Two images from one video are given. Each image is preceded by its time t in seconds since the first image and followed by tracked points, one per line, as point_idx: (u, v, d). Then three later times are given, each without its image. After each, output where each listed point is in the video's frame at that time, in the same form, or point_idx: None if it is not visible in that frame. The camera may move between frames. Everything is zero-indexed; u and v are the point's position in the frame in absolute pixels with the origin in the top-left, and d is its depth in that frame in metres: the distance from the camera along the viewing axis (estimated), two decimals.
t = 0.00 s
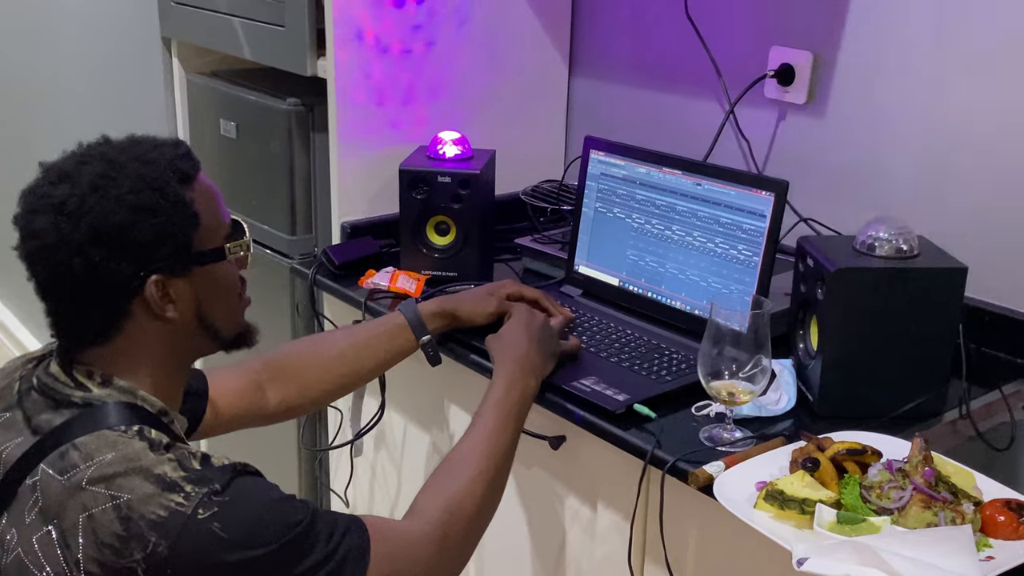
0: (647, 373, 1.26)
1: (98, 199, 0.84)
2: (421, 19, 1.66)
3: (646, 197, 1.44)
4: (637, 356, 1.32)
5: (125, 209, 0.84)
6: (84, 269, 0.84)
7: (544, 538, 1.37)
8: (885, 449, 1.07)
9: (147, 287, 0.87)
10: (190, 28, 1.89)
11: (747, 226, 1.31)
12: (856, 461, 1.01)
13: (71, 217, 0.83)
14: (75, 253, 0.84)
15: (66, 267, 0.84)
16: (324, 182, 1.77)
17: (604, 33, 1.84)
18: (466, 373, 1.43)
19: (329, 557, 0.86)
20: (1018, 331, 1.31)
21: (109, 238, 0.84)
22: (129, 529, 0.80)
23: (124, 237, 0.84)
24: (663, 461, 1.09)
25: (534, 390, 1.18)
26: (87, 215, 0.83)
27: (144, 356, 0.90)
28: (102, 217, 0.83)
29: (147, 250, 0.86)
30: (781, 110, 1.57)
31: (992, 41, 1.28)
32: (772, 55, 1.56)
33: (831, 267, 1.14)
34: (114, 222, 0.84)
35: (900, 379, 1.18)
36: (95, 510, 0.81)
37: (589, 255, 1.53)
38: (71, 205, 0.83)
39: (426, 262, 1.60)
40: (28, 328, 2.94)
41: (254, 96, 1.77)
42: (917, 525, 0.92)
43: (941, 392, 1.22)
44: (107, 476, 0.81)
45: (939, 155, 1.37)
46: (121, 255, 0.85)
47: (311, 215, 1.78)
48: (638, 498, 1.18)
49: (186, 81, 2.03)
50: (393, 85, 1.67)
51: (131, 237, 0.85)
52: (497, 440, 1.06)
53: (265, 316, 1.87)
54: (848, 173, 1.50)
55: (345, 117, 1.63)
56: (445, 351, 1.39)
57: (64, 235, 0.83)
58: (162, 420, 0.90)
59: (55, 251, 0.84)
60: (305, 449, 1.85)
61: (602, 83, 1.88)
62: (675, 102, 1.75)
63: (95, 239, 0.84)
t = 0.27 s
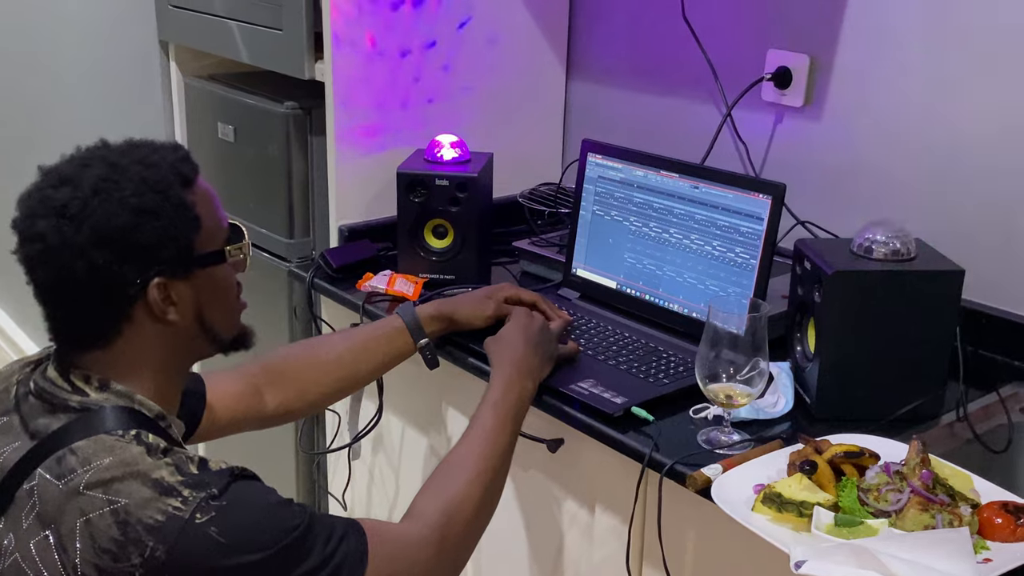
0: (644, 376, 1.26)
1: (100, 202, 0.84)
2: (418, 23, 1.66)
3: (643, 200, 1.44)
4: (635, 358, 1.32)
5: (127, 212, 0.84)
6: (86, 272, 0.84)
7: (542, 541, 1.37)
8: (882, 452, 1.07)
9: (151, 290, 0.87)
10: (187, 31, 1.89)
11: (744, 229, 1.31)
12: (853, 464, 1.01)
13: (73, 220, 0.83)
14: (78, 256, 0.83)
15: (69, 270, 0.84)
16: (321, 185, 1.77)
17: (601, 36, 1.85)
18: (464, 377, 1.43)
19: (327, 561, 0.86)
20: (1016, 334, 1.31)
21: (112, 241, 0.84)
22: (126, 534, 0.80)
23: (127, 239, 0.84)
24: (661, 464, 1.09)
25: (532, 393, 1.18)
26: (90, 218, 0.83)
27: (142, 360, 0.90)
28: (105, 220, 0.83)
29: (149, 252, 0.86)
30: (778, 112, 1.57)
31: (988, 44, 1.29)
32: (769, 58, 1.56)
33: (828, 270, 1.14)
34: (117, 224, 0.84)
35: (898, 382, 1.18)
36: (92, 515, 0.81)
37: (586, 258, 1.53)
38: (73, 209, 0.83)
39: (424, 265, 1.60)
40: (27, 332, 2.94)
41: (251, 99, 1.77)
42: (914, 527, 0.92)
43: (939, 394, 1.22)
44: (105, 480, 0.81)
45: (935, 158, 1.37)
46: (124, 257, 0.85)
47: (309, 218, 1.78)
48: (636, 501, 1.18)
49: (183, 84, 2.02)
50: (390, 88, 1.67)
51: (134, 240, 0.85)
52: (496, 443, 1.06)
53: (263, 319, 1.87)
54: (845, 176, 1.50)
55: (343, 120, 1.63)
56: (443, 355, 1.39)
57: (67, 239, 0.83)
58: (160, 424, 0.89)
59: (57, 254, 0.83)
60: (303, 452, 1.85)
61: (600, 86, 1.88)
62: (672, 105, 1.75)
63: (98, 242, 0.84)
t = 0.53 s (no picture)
0: (643, 379, 1.26)
1: (105, 204, 0.84)
2: (415, 25, 1.66)
3: (641, 202, 1.44)
4: (633, 361, 1.32)
5: (132, 215, 0.84)
6: (90, 274, 0.84)
7: (540, 544, 1.37)
8: (880, 454, 1.07)
9: (152, 293, 0.87)
10: (185, 34, 1.89)
11: (742, 232, 1.31)
12: (852, 466, 1.02)
13: (78, 221, 0.83)
14: (82, 258, 0.83)
15: (73, 272, 0.83)
16: (319, 187, 1.77)
17: (599, 39, 1.85)
18: (462, 379, 1.43)
19: (325, 564, 0.85)
20: (1013, 336, 1.31)
21: (116, 244, 0.84)
22: (124, 538, 0.80)
23: (131, 242, 0.84)
24: (659, 466, 1.09)
25: (531, 396, 1.18)
26: (95, 220, 0.83)
27: (140, 363, 0.90)
28: (109, 221, 0.83)
29: (154, 254, 0.86)
30: (775, 115, 1.57)
31: (985, 46, 1.29)
32: (766, 61, 1.56)
33: (826, 272, 1.14)
34: (122, 227, 0.84)
35: (896, 384, 1.18)
36: (90, 518, 0.80)
37: (584, 261, 1.53)
38: (78, 210, 0.83)
39: (422, 267, 1.60)
40: (24, 335, 2.93)
41: (249, 102, 1.77)
42: (913, 530, 0.92)
43: (937, 396, 1.22)
44: (103, 484, 0.81)
45: (932, 160, 1.38)
46: (130, 260, 0.85)
47: (306, 220, 1.78)
48: (635, 504, 1.18)
49: (180, 84, 2.03)
50: (387, 91, 1.66)
51: (139, 242, 0.85)
52: (494, 446, 1.05)
53: (261, 322, 1.87)
54: (842, 178, 1.50)
55: (340, 123, 1.63)
56: (441, 357, 1.39)
57: (71, 241, 0.83)
58: (158, 427, 0.89)
59: (60, 255, 0.83)
60: (301, 455, 1.85)
61: (597, 88, 1.88)
62: (669, 108, 1.75)
63: (103, 244, 0.83)
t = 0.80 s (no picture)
0: (641, 381, 1.26)
1: (107, 206, 0.83)
2: (414, 28, 1.66)
3: (639, 205, 1.44)
4: (631, 363, 1.32)
5: (134, 218, 0.84)
6: (90, 276, 0.83)
7: (538, 547, 1.37)
8: (879, 457, 1.07)
9: (152, 296, 0.87)
10: (183, 37, 1.89)
11: (740, 234, 1.31)
12: (851, 468, 1.02)
13: (79, 223, 0.83)
14: (83, 260, 0.83)
15: (74, 274, 0.83)
16: (317, 190, 1.77)
17: (597, 41, 1.85)
18: (460, 382, 1.43)
19: (324, 567, 0.85)
20: (1011, 338, 1.31)
21: (117, 246, 0.84)
22: (123, 541, 0.79)
23: (132, 245, 0.84)
24: (658, 469, 1.09)
25: (529, 398, 1.18)
26: (96, 222, 0.83)
27: (138, 366, 0.90)
28: (111, 224, 0.83)
29: (154, 257, 0.86)
30: (774, 117, 1.57)
31: (983, 49, 1.29)
32: (765, 63, 1.56)
33: (824, 275, 1.14)
34: (123, 229, 0.83)
35: (894, 386, 1.18)
36: (88, 522, 0.80)
37: (583, 263, 1.53)
38: (79, 212, 0.83)
39: (421, 270, 1.60)
40: (22, 338, 2.93)
41: (247, 104, 1.77)
42: (912, 532, 0.92)
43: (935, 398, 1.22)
44: (101, 487, 0.81)
45: (930, 162, 1.38)
46: (131, 262, 0.84)
47: (304, 223, 1.78)
48: (633, 506, 1.18)
49: (178, 86, 2.02)
50: (385, 93, 1.66)
51: (140, 246, 0.85)
52: (493, 449, 1.05)
53: (259, 325, 1.87)
54: (840, 181, 1.50)
55: (338, 125, 1.63)
56: (440, 360, 1.39)
57: (72, 242, 0.82)
58: (156, 430, 0.89)
59: (61, 257, 0.83)
60: (299, 458, 1.85)
61: (595, 91, 1.88)
62: (667, 110, 1.75)
63: (104, 246, 0.83)
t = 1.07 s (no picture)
0: (639, 383, 1.26)
1: (105, 210, 0.83)
2: (411, 30, 1.66)
3: (637, 207, 1.44)
4: (630, 365, 1.32)
5: (132, 221, 0.84)
6: (89, 279, 0.83)
7: (537, 549, 1.37)
8: (877, 458, 1.07)
9: (150, 300, 0.87)
10: (180, 39, 1.89)
11: (738, 236, 1.31)
12: (849, 470, 1.02)
13: (77, 227, 0.83)
14: (81, 263, 0.83)
15: (72, 277, 0.83)
16: (315, 192, 1.77)
17: (595, 43, 1.85)
18: (458, 384, 1.43)
19: (323, 568, 0.85)
20: (1008, 340, 1.32)
21: (115, 250, 0.84)
22: (121, 543, 0.79)
23: (130, 248, 0.84)
24: (656, 471, 1.09)
25: (527, 400, 1.18)
26: (94, 225, 0.83)
27: (137, 368, 0.89)
28: (109, 227, 0.83)
29: (152, 260, 0.86)
30: (771, 119, 1.57)
31: (981, 51, 1.29)
32: (762, 65, 1.56)
33: (822, 276, 1.14)
34: (121, 233, 0.83)
35: (892, 387, 1.18)
36: (87, 524, 0.80)
37: (581, 265, 1.53)
38: (77, 216, 0.83)
39: (419, 272, 1.60)
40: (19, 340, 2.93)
41: (245, 106, 1.77)
42: (910, 534, 0.92)
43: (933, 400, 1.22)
44: (99, 489, 0.80)
45: (927, 164, 1.38)
46: (129, 265, 0.84)
47: (302, 225, 1.78)
48: (632, 508, 1.18)
49: (176, 87, 2.05)
50: (383, 95, 1.66)
51: (138, 249, 0.84)
52: (491, 451, 1.05)
53: (256, 327, 1.87)
54: (837, 183, 1.50)
55: (336, 127, 1.63)
56: (438, 362, 1.39)
57: (70, 245, 0.83)
58: (154, 432, 0.89)
59: (60, 259, 0.83)
60: (297, 460, 1.85)
61: (593, 93, 1.88)
62: (665, 112, 1.75)
63: (102, 249, 0.83)
